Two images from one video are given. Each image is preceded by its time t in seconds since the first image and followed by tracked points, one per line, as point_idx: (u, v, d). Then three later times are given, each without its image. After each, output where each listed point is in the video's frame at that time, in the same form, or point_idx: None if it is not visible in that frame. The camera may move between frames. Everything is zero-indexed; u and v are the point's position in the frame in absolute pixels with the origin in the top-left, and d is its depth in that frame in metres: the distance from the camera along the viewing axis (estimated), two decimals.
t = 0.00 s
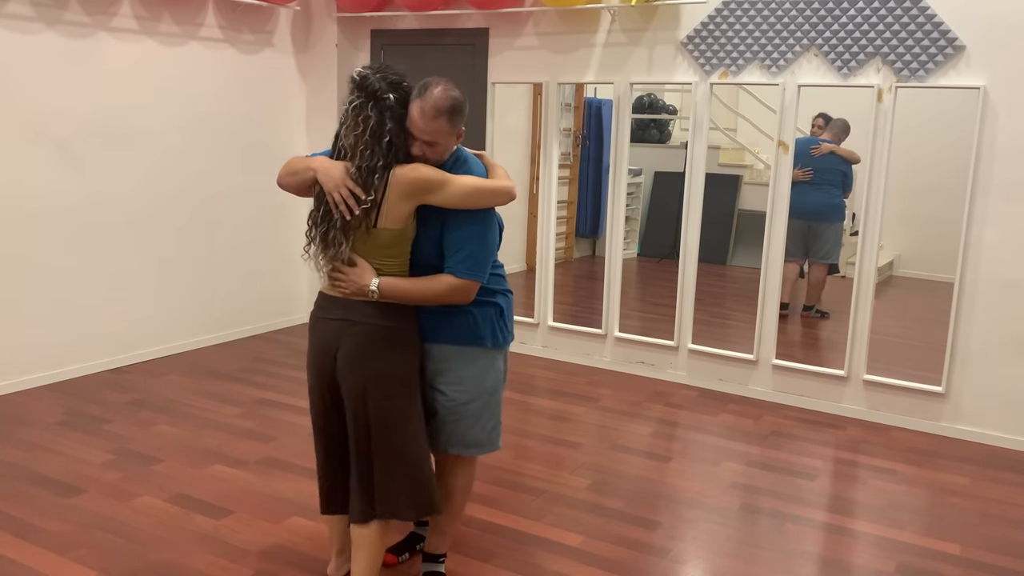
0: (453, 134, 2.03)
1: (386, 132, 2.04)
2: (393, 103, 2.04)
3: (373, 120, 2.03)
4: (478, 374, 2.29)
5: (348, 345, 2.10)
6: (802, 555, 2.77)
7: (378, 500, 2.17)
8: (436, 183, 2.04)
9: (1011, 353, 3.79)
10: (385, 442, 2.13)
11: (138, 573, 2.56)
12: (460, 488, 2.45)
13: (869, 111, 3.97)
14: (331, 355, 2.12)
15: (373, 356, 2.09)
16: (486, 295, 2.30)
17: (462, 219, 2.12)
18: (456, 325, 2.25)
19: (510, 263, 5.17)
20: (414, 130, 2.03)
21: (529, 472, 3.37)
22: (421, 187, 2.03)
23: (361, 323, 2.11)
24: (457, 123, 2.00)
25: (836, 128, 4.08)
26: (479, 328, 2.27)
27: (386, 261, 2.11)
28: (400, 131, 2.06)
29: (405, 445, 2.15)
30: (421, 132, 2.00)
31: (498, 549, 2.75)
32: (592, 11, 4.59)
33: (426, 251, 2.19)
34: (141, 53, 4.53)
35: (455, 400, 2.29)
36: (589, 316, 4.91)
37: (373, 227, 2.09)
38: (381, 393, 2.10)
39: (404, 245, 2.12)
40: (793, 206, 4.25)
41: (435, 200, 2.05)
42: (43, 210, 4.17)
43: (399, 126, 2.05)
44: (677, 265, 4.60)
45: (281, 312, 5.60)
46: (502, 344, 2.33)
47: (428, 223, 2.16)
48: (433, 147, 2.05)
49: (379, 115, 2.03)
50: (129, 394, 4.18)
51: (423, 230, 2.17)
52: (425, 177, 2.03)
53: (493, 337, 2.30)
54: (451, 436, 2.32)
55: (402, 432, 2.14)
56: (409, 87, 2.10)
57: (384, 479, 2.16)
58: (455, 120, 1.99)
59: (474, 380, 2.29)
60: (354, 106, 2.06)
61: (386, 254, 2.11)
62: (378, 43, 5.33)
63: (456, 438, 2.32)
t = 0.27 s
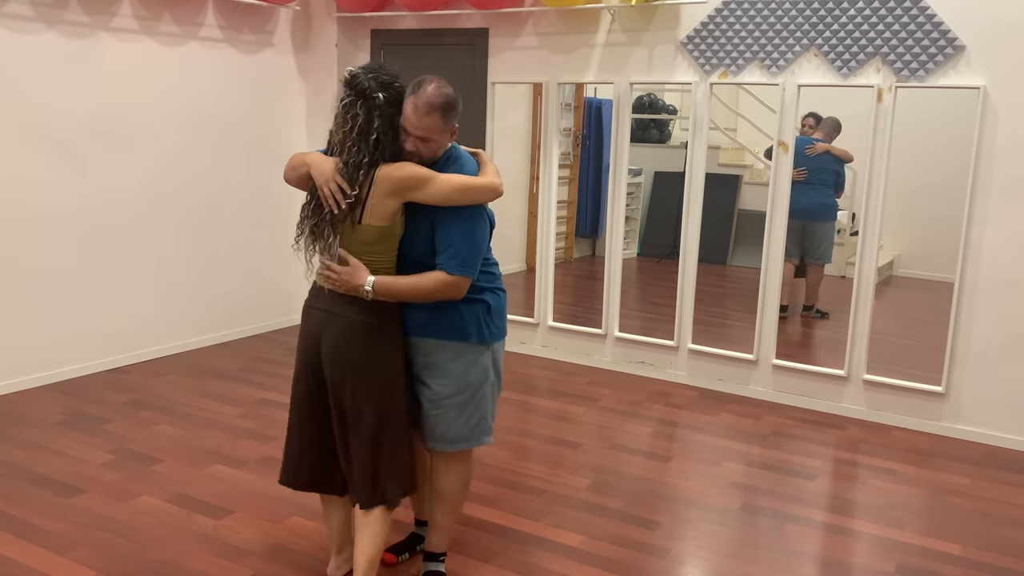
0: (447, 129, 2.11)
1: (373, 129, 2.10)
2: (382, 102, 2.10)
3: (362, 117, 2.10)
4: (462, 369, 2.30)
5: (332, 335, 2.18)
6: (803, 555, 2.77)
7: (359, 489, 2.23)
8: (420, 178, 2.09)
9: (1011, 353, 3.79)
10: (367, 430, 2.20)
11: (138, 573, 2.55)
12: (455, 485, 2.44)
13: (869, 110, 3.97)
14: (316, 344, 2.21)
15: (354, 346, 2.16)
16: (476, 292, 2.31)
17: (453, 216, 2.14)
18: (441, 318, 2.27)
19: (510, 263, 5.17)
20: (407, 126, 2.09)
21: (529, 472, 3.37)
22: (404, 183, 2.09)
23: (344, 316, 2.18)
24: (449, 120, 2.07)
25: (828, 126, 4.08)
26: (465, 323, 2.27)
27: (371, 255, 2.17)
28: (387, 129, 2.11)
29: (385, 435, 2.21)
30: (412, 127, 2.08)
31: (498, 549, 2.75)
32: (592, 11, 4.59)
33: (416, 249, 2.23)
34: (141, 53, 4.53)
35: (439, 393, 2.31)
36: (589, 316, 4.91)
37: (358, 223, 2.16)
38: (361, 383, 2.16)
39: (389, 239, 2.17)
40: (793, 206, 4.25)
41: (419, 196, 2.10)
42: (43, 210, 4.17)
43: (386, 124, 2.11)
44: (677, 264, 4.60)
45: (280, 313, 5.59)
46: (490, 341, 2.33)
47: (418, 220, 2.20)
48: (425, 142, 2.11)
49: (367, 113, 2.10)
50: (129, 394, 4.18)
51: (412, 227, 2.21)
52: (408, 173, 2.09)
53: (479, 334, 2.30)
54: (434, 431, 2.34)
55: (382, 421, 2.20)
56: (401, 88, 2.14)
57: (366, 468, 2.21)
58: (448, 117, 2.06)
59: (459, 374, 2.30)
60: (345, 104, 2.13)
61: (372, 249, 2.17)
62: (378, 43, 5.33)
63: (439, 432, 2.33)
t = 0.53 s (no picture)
0: (445, 123, 2.12)
1: (362, 126, 2.13)
2: (371, 98, 2.12)
3: (351, 115, 2.13)
4: (457, 364, 2.28)
5: (326, 331, 2.21)
6: (803, 555, 2.77)
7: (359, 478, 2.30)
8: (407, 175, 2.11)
9: (1011, 353, 3.79)
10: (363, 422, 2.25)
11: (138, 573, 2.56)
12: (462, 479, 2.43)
13: (869, 111, 3.96)
14: (311, 338, 2.25)
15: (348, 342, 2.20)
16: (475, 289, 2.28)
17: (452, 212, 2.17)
18: (435, 313, 2.24)
19: (510, 263, 5.17)
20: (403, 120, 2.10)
21: (529, 472, 3.37)
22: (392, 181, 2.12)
23: (338, 310, 2.21)
24: (447, 113, 2.08)
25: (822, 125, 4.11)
26: (460, 319, 2.25)
27: (362, 252, 2.19)
28: (375, 126, 2.14)
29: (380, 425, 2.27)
30: (410, 122, 2.08)
31: (498, 549, 2.75)
32: (592, 11, 4.59)
33: (413, 246, 2.26)
34: (142, 53, 4.53)
35: (434, 387, 2.30)
36: (588, 316, 4.91)
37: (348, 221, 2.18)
38: (354, 377, 2.21)
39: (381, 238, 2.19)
40: (793, 206, 4.25)
41: (408, 193, 2.13)
42: (43, 210, 4.17)
43: (373, 121, 2.13)
44: (677, 265, 4.59)
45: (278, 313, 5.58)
46: (486, 337, 2.30)
47: (416, 216, 2.23)
48: (424, 135, 2.11)
49: (356, 109, 2.13)
50: (129, 394, 4.18)
51: (410, 222, 2.24)
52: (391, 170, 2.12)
53: (476, 330, 2.27)
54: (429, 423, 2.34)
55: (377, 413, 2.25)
56: (391, 84, 2.15)
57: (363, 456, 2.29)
58: (445, 109, 2.08)
59: (453, 370, 2.28)
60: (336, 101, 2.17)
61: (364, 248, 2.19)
62: (378, 43, 5.32)
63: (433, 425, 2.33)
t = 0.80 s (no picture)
0: (450, 113, 2.19)
1: (356, 121, 2.18)
2: (364, 94, 2.17)
3: (345, 111, 2.19)
4: (468, 362, 2.31)
5: (330, 330, 2.25)
6: (803, 555, 2.77)
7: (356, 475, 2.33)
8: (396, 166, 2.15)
9: (1011, 353, 3.79)
10: (363, 423, 2.27)
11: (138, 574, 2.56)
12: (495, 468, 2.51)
13: (869, 111, 3.97)
14: (317, 337, 2.28)
15: (351, 343, 2.22)
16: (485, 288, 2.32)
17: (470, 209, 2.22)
18: (446, 312, 2.28)
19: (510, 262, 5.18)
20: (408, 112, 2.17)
21: (529, 472, 3.38)
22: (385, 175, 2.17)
23: (344, 310, 2.24)
24: (449, 103, 2.16)
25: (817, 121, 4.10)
26: (471, 318, 2.28)
27: (364, 250, 2.24)
28: (367, 121, 2.18)
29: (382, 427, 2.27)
30: (414, 115, 2.16)
31: (499, 549, 2.75)
32: (592, 11, 4.59)
33: (427, 245, 2.29)
34: (142, 53, 4.53)
35: (446, 386, 2.33)
36: (588, 316, 4.91)
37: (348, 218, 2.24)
38: (356, 378, 2.23)
39: (377, 233, 2.23)
40: (793, 206, 4.25)
41: (397, 185, 2.15)
42: (43, 210, 4.17)
43: (366, 116, 2.18)
44: (677, 265, 4.59)
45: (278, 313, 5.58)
46: (496, 335, 2.33)
47: (430, 215, 2.25)
48: (429, 126, 2.18)
49: (350, 106, 2.18)
50: (129, 394, 4.18)
51: (424, 221, 2.27)
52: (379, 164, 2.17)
53: (485, 329, 2.30)
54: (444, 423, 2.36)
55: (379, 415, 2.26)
56: (385, 79, 2.19)
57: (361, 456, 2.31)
58: (447, 100, 2.15)
59: (465, 368, 2.31)
60: (332, 99, 2.23)
61: (362, 244, 2.23)
62: (378, 43, 5.32)
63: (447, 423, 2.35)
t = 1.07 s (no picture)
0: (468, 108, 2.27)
1: (360, 120, 2.20)
2: (366, 93, 2.19)
3: (349, 110, 2.22)
4: (490, 364, 2.35)
5: (349, 330, 2.26)
6: (803, 555, 2.77)
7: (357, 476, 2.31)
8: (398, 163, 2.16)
9: (1011, 353, 3.79)
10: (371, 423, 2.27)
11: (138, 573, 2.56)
12: (516, 465, 2.52)
13: (869, 111, 3.97)
14: (336, 338, 2.29)
15: (369, 341, 2.23)
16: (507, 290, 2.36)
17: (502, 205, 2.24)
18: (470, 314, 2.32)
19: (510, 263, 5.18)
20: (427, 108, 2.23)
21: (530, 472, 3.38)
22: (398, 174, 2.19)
23: (363, 309, 2.26)
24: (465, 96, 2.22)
25: (822, 121, 4.09)
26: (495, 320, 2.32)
27: (380, 249, 2.26)
28: (370, 120, 2.20)
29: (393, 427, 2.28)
30: (432, 112, 2.23)
31: (499, 549, 2.75)
32: (592, 11, 4.59)
33: (452, 245, 2.31)
34: (142, 53, 4.53)
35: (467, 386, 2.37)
36: (588, 316, 4.90)
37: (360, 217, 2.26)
38: (372, 376, 2.24)
39: (393, 231, 2.25)
40: (793, 206, 4.25)
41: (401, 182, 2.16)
42: (43, 210, 4.17)
43: (369, 114, 2.20)
44: (677, 265, 4.59)
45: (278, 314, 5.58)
46: (518, 337, 2.37)
47: (455, 216, 2.27)
48: (449, 120, 2.23)
49: (354, 105, 2.21)
50: (129, 394, 4.18)
51: (449, 222, 2.28)
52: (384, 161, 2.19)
53: (507, 331, 2.34)
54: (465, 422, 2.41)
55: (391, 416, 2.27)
56: (390, 78, 2.21)
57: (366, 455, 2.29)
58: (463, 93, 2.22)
59: (487, 369, 2.35)
60: (339, 99, 2.27)
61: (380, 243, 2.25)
62: (378, 42, 5.31)
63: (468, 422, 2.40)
